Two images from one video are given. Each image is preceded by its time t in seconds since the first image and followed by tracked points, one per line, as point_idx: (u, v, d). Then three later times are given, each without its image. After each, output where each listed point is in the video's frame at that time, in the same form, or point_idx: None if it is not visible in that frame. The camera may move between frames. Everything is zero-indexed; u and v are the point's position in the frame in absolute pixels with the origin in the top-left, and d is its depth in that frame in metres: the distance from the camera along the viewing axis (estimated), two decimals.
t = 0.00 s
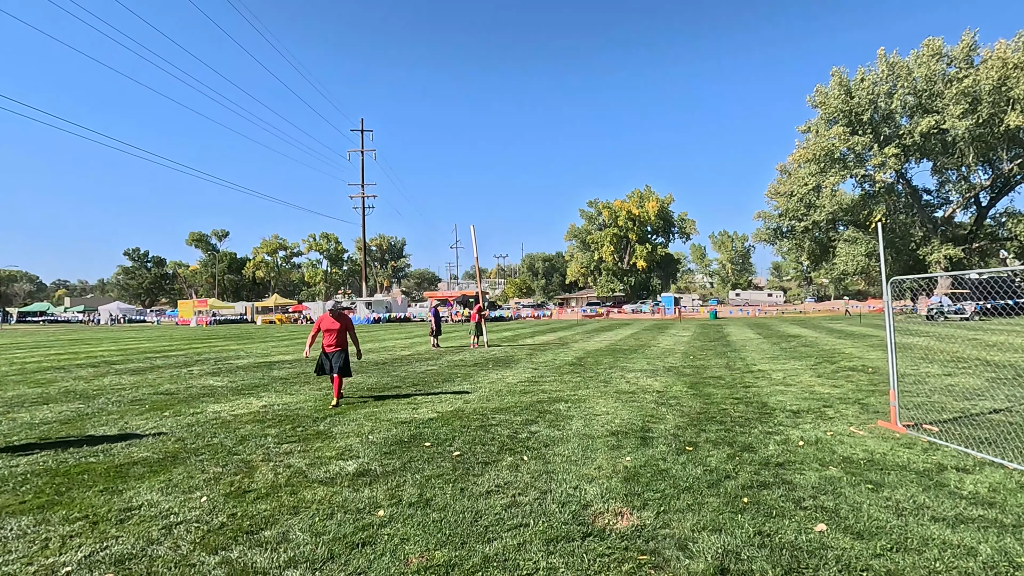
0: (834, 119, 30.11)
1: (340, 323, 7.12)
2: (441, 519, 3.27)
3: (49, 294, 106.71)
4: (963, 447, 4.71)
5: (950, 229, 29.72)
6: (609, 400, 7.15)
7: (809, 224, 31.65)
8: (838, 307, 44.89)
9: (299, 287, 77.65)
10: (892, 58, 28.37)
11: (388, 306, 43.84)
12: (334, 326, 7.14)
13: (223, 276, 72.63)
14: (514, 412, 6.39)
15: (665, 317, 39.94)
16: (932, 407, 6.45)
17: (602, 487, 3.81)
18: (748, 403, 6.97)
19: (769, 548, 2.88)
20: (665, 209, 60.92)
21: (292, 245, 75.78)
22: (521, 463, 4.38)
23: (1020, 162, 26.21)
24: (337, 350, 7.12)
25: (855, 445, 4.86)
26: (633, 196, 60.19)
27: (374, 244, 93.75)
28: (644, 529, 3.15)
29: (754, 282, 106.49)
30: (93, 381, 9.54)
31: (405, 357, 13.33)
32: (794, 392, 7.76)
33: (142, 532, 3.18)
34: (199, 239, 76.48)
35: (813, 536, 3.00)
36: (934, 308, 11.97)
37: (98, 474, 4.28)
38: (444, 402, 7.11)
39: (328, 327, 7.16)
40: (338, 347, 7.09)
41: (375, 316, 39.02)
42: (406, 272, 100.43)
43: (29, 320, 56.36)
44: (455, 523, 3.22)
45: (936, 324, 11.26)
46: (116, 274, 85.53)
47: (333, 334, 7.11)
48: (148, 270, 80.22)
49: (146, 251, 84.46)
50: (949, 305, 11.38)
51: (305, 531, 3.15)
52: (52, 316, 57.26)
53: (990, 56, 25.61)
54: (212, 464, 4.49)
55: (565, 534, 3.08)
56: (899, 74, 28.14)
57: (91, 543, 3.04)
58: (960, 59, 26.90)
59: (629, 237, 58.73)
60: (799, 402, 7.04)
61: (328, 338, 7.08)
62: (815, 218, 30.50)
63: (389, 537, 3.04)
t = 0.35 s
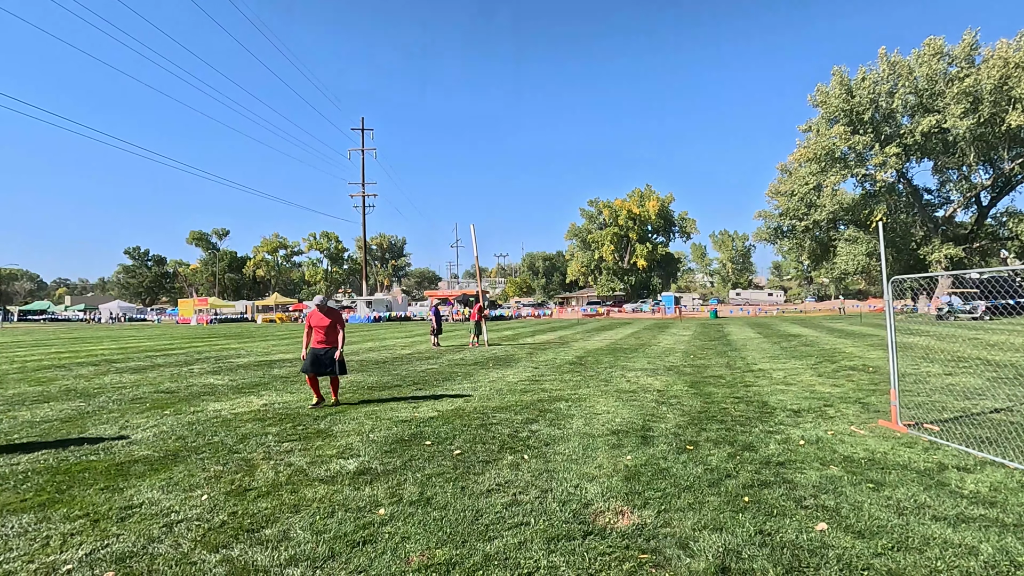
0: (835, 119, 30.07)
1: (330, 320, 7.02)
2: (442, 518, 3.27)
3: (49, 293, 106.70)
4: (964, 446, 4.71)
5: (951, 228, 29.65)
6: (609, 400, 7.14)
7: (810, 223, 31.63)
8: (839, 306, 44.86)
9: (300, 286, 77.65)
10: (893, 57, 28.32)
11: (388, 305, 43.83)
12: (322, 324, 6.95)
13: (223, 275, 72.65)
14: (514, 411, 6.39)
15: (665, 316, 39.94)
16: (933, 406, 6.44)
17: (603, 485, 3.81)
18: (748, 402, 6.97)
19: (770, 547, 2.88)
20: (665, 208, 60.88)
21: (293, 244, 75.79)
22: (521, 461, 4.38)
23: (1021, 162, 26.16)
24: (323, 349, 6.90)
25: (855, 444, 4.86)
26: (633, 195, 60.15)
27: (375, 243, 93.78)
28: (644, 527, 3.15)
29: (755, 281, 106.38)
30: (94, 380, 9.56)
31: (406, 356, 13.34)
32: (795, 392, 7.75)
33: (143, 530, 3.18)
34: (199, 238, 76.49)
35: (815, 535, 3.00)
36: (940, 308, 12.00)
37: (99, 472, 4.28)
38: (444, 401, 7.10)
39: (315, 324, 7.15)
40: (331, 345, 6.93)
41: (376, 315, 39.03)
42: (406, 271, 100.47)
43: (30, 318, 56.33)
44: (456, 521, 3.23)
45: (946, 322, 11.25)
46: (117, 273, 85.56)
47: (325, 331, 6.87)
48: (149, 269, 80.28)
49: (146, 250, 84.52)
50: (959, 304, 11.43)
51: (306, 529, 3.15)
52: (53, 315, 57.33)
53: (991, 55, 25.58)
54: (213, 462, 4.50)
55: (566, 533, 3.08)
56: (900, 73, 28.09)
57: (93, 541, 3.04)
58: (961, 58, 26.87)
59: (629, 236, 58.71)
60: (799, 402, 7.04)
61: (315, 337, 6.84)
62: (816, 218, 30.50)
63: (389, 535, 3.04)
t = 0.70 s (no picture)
0: (835, 118, 30.06)
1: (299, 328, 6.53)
2: (442, 517, 3.27)
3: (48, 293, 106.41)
4: (965, 446, 4.71)
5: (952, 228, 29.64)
6: (609, 400, 7.14)
7: (810, 223, 31.62)
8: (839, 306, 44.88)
9: (300, 286, 77.65)
10: (893, 57, 28.29)
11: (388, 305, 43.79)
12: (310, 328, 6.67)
13: (223, 274, 72.66)
14: (514, 411, 6.39)
15: (665, 316, 39.97)
16: (933, 406, 6.43)
17: (603, 485, 3.81)
18: (748, 402, 6.96)
19: (771, 547, 2.87)
20: (665, 208, 60.87)
21: (293, 244, 75.81)
22: (522, 461, 4.38)
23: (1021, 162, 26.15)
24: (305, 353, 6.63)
25: (855, 444, 4.86)
26: (633, 195, 60.16)
27: (375, 243, 93.78)
28: (644, 527, 3.15)
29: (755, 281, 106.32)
30: (94, 379, 9.59)
31: (406, 356, 13.34)
32: (795, 392, 7.75)
33: (143, 530, 3.18)
34: (199, 237, 76.49)
35: (815, 535, 2.99)
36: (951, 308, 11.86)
37: (98, 472, 4.28)
38: (444, 401, 7.10)
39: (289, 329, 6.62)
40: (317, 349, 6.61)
41: (376, 314, 39.04)
42: (406, 270, 100.48)
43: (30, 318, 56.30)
44: (456, 521, 3.23)
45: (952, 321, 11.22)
46: (117, 272, 85.57)
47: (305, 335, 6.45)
48: (149, 269, 80.29)
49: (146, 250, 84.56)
50: (967, 305, 11.42)
51: (306, 528, 3.16)
52: (52, 314, 57.34)
53: (991, 55, 25.58)
54: (213, 461, 4.50)
55: (566, 532, 3.08)
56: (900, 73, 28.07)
57: (93, 540, 3.04)
58: (962, 58, 26.86)
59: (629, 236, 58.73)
60: (800, 401, 7.03)
61: (288, 345, 6.61)
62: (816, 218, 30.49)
63: (389, 535, 3.04)
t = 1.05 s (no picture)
0: (836, 119, 30.05)
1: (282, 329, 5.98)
2: (442, 519, 3.28)
3: (48, 292, 106.43)
4: (965, 448, 4.71)
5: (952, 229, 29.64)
6: (609, 400, 7.15)
7: (811, 224, 31.62)
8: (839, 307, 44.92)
9: (300, 286, 77.68)
10: (894, 58, 28.31)
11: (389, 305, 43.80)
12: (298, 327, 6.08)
13: (224, 274, 72.71)
14: (515, 411, 6.40)
15: (665, 316, 39.85)
16: (933, 408, 6.44)
17: (603, 486, 3.81)
18: (749, 403, 6.96)
19: (771, 548, 2.88)
20: (666, 209, 60.86)
21: (293, 244, 75.89)
22: (522, 462, 4.38)
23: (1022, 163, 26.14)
24: (304, 354, 6.28)
25: (855, 446, 4.86)
26: (634, 196, 60.18)
27: (375, 243, 93.82)
28: (644, 528, 3.15)
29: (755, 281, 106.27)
30: (96, 379, 9.61)
31: (407, 356, 13.36)
32: (795, 393, 7.75)
33: (144, 530, 3.18)
34: (200, 237, 76.56)
35: (814, 536, 3.00)
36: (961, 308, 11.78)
37: (99, 472, 4.29)
38: (444, 401, 7.11)
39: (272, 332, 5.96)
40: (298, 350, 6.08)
41: (376, 315, 39.05)
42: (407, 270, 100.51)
43: (32, 317, 56.36)
44: (457, 522, 3.23)
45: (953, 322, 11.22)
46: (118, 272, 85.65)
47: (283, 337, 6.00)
48: (149, 268, 80.33)
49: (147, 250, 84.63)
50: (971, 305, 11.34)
51: (307, 529, 3.16)
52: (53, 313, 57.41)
53: (992, 56, 25.58)
54: (213, 462, 4.51)
55: (566, 533, 3.09)
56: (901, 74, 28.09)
57: (93, 541, 3.05)
58: (962, 59, 26.88)
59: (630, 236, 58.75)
60: (800, 403, 7.03)
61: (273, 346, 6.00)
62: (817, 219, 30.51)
63: (390, 536, 3.05)
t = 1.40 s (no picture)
0: (835, 121, 30.11)
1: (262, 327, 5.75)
2: (441, 518, 3.29)
3: (47, 291, 106.26)
4: (962, 449, 4.72)
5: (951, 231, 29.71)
6: (607, 401, 7.17)
7: (810, 225, 31.66)
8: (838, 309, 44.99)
9: (299, 286, 77.61)
10: (893, 60, 28.37)
11: (388, 305, 43.74)
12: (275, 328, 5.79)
13: (223, 273, 72.69)
14: (514, 412, 6.41)
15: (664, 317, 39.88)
16: (930, 409, 6.47)
17: (601, 487, 3.82)
18: (746, 404, 6.98)
19: (767, 548, 2.90)
20: (665, 210, 60.92)
21: (293, 243, 75.89)
22: (520, 462, 4.40)
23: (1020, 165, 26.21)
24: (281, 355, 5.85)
25: (852, 447, 4.88)
26: (633, 197, 60.26)
27: (375, 243, 93.83)
28: (642, 528, 3.17)
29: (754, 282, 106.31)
30: (94, 378, 9.61)
31: (406, 356, 13.36)
32: (793, 394, 7.77)
33: (143, 529, 3.19)
34: (199, 236, 76.52)
35: (811, 537, 3.01)
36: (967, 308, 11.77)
37: (98, 471, 4.29)
38: (444, 401, 7.11)
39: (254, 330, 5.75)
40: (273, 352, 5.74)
41: (375, 314, 39.07)
42: (406, 270, 100.43)
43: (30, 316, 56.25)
44: (455, 521, 3.25)
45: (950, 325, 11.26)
46: (116, 271, 85.52)
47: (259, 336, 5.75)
48: (148, 267, 80.21)
49: (146, 249, 84.53)
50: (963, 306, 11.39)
51: (305, 528, 3.17)
52: (51, 313, 57.31)
53: (991, 59, 25.65)
54: (212, 461, 4.52)
55: (563, 533, 3.10)
56: (900, 76, 28.14)
57: (93, 539, 3.06)
58: (961, 62, 26.94)
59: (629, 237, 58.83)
60: (798, 404, 7.05)
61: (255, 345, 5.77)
62: (816, 220, 30.55)
63: (388, 535, 3.06)
